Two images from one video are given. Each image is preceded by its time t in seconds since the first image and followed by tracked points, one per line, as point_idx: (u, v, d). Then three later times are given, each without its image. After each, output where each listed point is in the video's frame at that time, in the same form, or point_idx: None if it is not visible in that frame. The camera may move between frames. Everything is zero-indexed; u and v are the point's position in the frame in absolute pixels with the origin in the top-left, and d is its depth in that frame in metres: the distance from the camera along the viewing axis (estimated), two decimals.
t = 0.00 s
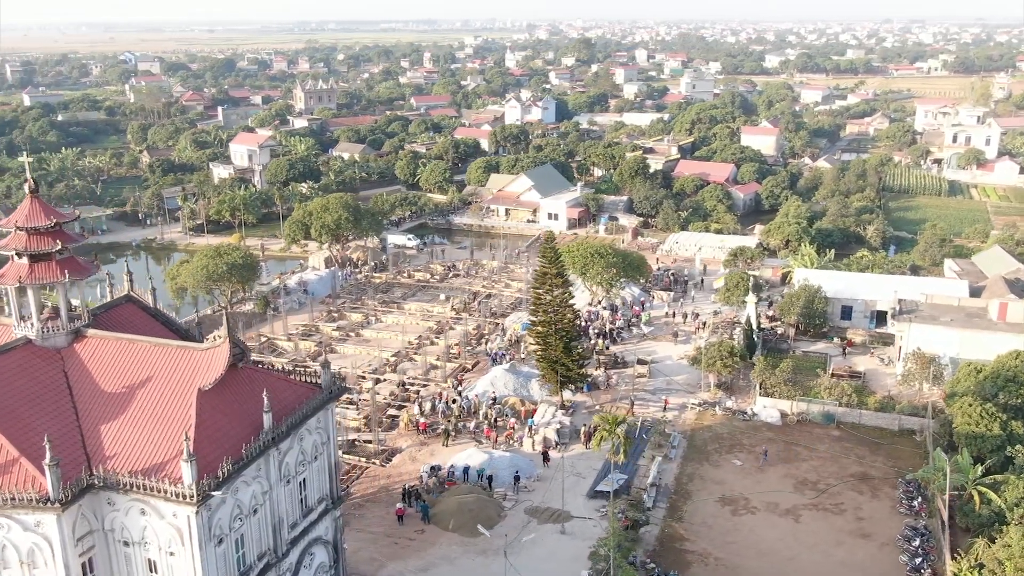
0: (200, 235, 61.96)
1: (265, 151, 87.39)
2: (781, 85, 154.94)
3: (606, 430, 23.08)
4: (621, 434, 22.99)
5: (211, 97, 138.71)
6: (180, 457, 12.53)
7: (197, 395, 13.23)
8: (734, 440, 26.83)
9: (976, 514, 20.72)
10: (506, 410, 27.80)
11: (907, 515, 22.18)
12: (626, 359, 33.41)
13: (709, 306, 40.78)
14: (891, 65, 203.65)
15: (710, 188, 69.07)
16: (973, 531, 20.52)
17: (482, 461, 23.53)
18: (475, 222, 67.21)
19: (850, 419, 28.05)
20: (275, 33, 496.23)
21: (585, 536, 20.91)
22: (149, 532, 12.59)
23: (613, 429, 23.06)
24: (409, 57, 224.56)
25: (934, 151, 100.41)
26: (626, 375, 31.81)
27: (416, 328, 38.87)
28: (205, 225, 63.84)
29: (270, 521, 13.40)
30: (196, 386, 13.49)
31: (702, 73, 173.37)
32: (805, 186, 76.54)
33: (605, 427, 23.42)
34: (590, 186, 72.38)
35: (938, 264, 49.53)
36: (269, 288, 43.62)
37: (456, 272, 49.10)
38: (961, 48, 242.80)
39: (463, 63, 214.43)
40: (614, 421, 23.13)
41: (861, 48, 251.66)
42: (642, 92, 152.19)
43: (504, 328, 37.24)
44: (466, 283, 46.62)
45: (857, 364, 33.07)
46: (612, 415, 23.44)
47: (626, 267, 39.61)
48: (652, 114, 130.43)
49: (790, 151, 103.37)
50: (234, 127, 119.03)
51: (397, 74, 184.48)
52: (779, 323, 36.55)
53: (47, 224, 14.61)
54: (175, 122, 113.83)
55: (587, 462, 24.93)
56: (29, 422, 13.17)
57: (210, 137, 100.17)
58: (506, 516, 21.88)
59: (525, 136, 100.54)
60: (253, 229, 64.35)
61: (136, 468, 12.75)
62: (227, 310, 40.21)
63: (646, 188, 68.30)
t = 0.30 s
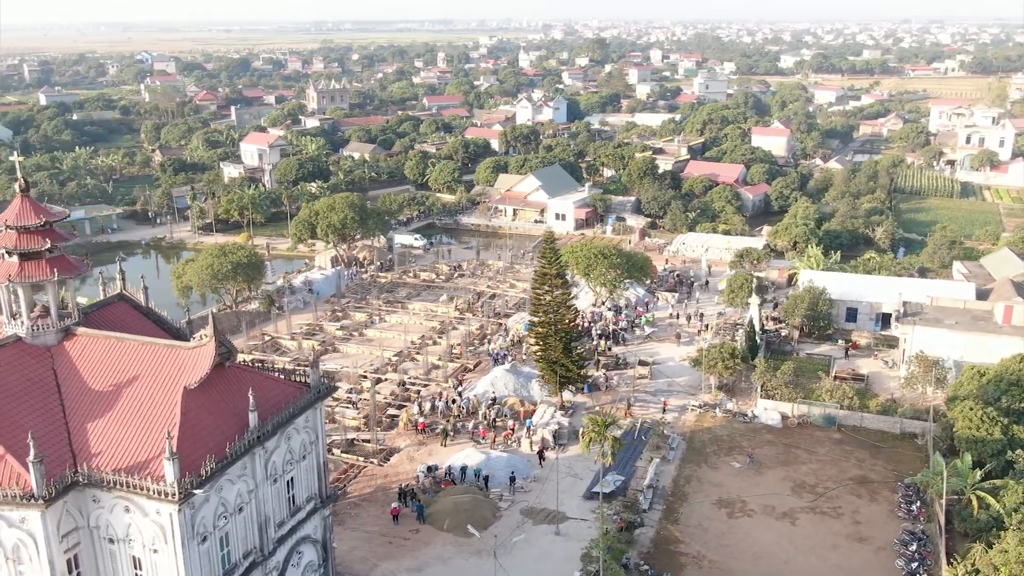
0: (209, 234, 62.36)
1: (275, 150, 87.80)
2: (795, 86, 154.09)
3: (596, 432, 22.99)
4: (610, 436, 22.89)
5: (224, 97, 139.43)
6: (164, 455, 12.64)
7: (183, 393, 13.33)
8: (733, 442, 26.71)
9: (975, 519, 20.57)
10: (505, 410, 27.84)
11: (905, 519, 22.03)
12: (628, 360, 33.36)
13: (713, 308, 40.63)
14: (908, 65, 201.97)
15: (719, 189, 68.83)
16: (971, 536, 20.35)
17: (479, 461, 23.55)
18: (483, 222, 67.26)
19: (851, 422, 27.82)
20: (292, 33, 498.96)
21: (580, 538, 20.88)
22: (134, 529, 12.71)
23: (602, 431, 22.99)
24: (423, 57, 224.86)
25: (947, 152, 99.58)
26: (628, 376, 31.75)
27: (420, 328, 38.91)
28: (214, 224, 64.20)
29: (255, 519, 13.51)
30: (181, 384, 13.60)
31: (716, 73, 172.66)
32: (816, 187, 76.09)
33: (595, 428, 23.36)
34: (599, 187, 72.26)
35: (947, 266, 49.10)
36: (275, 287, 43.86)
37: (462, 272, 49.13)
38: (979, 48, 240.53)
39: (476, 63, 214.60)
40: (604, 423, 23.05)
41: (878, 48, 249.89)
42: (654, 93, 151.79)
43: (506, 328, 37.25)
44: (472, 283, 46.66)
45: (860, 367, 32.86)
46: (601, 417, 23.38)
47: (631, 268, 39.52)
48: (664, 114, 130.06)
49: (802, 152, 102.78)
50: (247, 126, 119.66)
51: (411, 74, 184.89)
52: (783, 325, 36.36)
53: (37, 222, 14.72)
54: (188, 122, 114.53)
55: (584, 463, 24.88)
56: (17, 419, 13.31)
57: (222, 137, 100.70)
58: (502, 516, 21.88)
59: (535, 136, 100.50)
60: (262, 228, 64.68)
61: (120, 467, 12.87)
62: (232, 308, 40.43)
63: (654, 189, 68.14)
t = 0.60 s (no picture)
0: (218, 233, 62.68)
1: (285, 150, 88.11)
2: (808, 86, 153.11)
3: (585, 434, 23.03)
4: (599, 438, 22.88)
5: (238, 96, 140.05)
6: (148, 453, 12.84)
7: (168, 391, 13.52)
8: (732, 444, 26.59)
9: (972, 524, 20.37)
10: (503, 411, 27.90)
11: (903, 523, 21.85)
12: (630, 362, 33.27)
13: (718, 309, 40.45)
14: (925, 66, 200.21)
15: (728, 190, 68.53)
16: (969, 541, 20.17)
17: (476, 461, 23.56)
18: (490, 222, 67.27)
19: (852, 426, 27.60)
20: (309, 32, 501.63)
21: (573, 539, 20.88)
22: (118, 527, 12.91)
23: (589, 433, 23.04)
24: (437, 57, 225.05)
25: (961, 154, 98.68)
26: (629, 377, 31.67)
27: (423, 328, 38.95)
28: (223, 223, 64.47)
29: (241, 517, 13.76)
30: (167, 383, 13.80)
31: (729, 73, 171.83)
32: (826, 188, 75.58)
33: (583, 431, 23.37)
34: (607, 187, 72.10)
35: (956, 268, 48.69)
36: (280, 287, 44.05)
37: (467, 272, 49.15)
38: (998, 48, 238.05)
39: (490, 64, 214.57)
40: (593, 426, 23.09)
41: (896, 48, 247.98)
42: (667, 93, 151.29)
43: (509, 328, 37.24)
44: (477, 283, 46.69)
45: (864, 370, 32.63)
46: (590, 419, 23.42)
47: (635, 268, 39.42)
48: (676, 115, 129.59)
49: (814, 152, 102.09)
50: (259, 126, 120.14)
51: (424, 74, 185.16)
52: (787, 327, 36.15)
53: (26, 221, 14.84)
54: (201, 121, 115.17)
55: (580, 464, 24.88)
56: (5, 415, 13.50)
57: (234, 136, 101.14)
58: (497, 517, 21.87)
59: (546, 136, 100.39)
60: (270, 227, 64.93)
61: (105, 464, 13.07)
62: (236, 308, 40.61)
63: (662, 189, 67.93)
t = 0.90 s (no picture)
0: (227, 232, 63.01)
1: (296, 149, 88.43)
2: (822, 87, 152.11)
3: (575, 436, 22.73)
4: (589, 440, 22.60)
5: (251, 96, 140.65)
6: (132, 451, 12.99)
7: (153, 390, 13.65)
8: (732, 447, 26.47)
9: (970, 529, 20.23)
10: (503, 411, 27.97)
11: (901, 528, 21.69)
12: (632, 363, 33.21)
13: (723, 311, 40.30)
14: (942, 66, 198.38)
15: (737, 192, 68.28)
16: (966, 547, 20.02)
17: (473, 461, 23.59)
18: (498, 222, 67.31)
19: (853, 429, 27.43)
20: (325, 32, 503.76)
21: (566, 540, 20.85)
22: (102, 524, 13.08)
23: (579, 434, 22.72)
24: (451, 57, 225.14)
25: (975, 155, 97.76)
26: (630, 379, 31.61)
27: (426, 327, 38.98)
28: (232, 222, 64.81)
29: (226, 516, 13.94)
30: (152, 381, 13.93)
31: (743, 74, 171.07)
32: (837, 189, 75.07)
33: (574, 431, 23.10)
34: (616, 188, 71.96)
35: (965, 271, 48.25)
36: (286, 286, 44.26)
37: (473, 272, 49.22)
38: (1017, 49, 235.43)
39: (503, 64, 214.54)
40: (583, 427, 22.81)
41: (913, 48, 245.83)
42: (680, 94, 150.84)
43: (511, 329, 37.23)
44: (482, 283, 46.71)
45: (867, 373, 32.40)
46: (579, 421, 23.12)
47: (640, 269, 39.29)
48: (689, 116, 129.12)
49: (826, 154, 101.44)
50: (272, 125, 120.65)
51: (438, 74, 185.38)
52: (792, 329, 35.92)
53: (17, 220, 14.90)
54: (214, 121, 115.88)
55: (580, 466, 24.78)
56: None
57: (246, 136, 101.63)
58: (492, 517, 21.87)
59: (556, 136, 100.23)
60: (279, 226, 65.24)
61: (89, 462, 13.23)
62: (241, 307, 40.87)
63: (671, 190, 67.73)
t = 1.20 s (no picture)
0: (236, 231, 63.31)
1: (306, 149, 88.69)
2: (837, 88, 151.01)
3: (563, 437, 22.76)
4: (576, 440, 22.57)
5: (265, 96, 141.19)
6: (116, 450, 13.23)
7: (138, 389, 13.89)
8: (731, 449, 26.36)
9: (968, 534, 20.08)
10: (502, 412, 28.07)
11: (899, 533, 21.53)
12: (633, 364, 33.15)
13: (727, 313, 40.14)
14: (960, 67, 196.31)
15: (746, 193, 67.96)
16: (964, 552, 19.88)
17: (469, 462, 23.65)
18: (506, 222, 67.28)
19: (854, 432, 27.27)
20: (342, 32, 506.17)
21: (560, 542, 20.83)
22: (86, 522, 13.34)
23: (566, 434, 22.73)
24: (466, 57, 225.14)
25: (989, 157, 96.75)
26: (631, 380, 31.55)
27: (430, 328, 39.06)
28: (241, 221, 65.10)
29: (212, 514, 14.25)
30: (138, 380, 14.15)
31: (757, 74, 170.11)
32: (848, 191, 74.50)
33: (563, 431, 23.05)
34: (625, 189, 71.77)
35: (975, 274, 47.75)
36: (291, 285, 44.47)
37: (478, 273, 49.23)
38: None
39: (517, 64, 214.33)
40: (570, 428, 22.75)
41: (931, 48, 243.50)
42: (693, 95, 150.27)
43: (514, 330, 37.22)
44: (487, 283, 46.72)
45: (870, 376, 32.16)
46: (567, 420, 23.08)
47: (643, 271, 39.17)
48: (701, 116, 128.58)
49: (838, 155, 100.67)
50: (284, 125, 121.08)
51: (451, 74, 185.47)
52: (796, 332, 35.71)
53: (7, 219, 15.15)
54: (227, 120, 116.42)
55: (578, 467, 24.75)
56: None
57: (258, 135, 102.02)
58: (487, 518, 21.89)
59: (566, 137, 100.03)
60: (287, 226, 65.47)
61: (74, 459, 13.46)
62: (246, 306, 41.09)
63: (679, 191, 67.50)
